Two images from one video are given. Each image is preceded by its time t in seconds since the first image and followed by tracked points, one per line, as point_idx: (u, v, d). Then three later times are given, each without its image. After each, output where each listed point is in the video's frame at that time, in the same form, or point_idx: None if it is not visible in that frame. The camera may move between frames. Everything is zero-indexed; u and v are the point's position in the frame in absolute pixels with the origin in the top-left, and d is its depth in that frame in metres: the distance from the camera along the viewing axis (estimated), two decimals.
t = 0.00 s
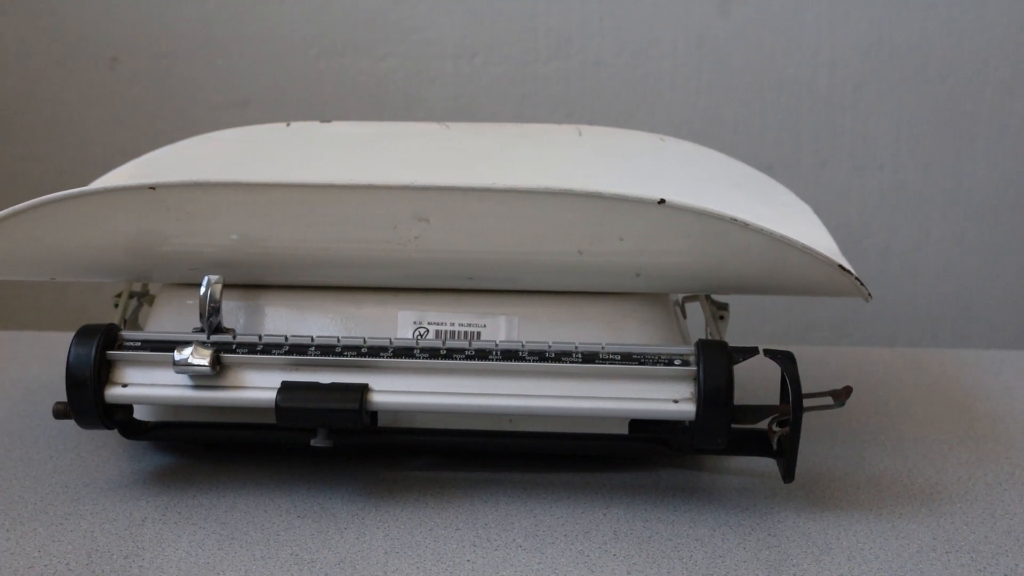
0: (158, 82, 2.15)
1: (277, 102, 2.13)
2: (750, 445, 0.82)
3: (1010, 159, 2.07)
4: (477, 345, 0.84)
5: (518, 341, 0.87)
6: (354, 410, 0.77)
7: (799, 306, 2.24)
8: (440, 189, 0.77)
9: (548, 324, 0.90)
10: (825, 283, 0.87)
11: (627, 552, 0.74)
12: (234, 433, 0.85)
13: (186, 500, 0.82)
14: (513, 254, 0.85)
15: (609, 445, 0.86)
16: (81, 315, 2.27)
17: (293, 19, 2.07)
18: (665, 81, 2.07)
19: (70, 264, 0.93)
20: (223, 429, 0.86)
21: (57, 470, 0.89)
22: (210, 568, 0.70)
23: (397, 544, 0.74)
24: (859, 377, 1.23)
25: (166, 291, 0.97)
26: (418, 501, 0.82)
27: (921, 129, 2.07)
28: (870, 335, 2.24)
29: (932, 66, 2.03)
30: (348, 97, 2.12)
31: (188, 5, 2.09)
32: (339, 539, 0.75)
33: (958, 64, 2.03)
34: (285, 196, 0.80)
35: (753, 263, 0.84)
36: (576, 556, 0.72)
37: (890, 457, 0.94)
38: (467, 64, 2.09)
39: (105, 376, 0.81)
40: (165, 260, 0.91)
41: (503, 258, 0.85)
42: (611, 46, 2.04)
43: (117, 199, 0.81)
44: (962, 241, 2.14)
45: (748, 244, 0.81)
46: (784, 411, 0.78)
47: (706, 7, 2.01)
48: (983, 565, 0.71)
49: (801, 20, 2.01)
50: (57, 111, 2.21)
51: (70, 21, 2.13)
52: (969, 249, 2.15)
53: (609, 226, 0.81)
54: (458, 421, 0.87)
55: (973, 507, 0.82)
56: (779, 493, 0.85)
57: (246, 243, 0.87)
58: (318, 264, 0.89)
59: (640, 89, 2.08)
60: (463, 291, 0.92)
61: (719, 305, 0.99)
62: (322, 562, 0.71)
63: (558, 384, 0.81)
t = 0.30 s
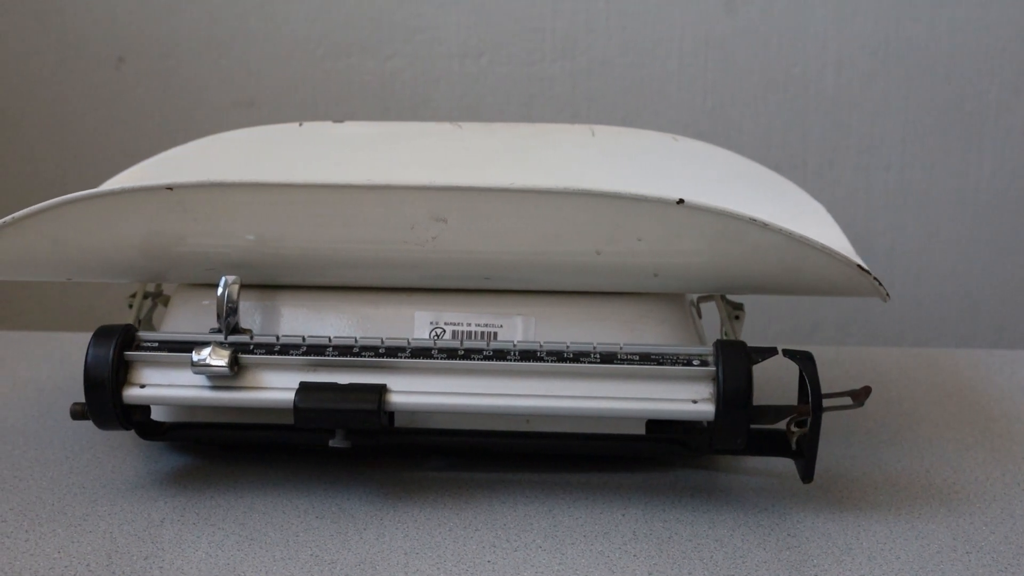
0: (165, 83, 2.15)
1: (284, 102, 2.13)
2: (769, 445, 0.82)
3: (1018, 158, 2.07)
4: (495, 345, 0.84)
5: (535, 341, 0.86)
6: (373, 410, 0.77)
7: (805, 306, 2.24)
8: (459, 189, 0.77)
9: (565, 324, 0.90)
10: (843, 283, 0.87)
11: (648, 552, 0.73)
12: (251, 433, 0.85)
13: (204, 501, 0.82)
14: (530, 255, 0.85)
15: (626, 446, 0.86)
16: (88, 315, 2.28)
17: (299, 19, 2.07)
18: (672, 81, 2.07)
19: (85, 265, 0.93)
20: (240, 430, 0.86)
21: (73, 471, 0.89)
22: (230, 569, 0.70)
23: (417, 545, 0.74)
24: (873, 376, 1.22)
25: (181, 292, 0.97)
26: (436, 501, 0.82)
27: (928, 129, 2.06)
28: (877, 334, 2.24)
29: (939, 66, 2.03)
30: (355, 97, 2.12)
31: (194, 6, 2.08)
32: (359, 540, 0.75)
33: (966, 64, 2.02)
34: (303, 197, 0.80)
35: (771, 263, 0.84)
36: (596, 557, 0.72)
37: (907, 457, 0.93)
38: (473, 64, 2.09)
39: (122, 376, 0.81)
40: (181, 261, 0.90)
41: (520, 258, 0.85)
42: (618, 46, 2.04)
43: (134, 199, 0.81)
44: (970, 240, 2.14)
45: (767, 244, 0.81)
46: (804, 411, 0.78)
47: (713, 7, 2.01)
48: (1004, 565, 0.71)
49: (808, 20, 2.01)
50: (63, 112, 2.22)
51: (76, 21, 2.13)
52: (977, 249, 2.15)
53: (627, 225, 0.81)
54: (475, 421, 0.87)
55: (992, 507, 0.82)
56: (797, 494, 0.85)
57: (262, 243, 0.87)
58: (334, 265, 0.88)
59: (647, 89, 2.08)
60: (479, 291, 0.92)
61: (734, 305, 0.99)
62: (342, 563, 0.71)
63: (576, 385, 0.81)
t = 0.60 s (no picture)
0: (177, 83, 2.15)
1: (295, 102, 2.13)
2: (796, 447, 0.82)
3: None
4: (521, 347, 0.84)
5: (561, 342, 0.86)
6: (401, 412, 0.77)
7: (818, 306, 2.23)
8: (487, 188, 0.77)
9: (590, 325, 0.90)
10: (870, 283, 0.86)
11: (678, 554, 0.73)
12: (277, 435, 0.86)
13: (231, 502, 0.82)
14: (557, 255, 0.84)
15: (652, 446, 0.85)
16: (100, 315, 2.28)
17: (310, 19, 2.07)
18: (684, 80, 2.06)
19: (109, 266, 0.93)
20: (265, 431, 0.86)
21: (98, 472, 0.89)
22: (260, 571, 0.70)
23: (445, 546, 0.74)
24: (895, 376, 1.22)
25: (205, 293, 0.97)
26: (462, 502, 0.82)
27: (943, 128, 2.05)
28: (890, 334, 2.23)
29: (954, 64, 2.02)
30: (366, 97, 2.12)
31: (205, 6, 2.09)
32: (387, 541, 0.75)
33: (981, 62, 2.01)
34: (330, 198, 0.80)
35: (798, 264, 0.84)
36: (626, 559, 0.72)
37: (933, 458, 0.93)
38: (484, 64, 2.08)
39: (150, 378, 0.81)
40: (205, 262, 0.90)
41: (547, 259, 0.85)
42: (629, 45, 2.04)
43: (161, 201, 0.81)
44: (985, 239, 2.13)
45: (794, 245, 0.81)
46: (833, 412, 0.78)
47: (725, 6, 2.00)
48: None
49: (821, 18, 2.00)
50: (75, 113, 2.22)
51: (88, 22, 2.14)
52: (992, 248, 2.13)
53: (655, 226, 0.80)
54: (500, 422, 0.87)
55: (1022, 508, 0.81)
56: (824, 495, 0.85)
57: (286, 244, 0.86)
58: (359, 266, 0.88)
59: (658, 88, 2.07)
60: (504, 292, 0.92)
61: (758, 306, 0.99)
62: (372, 565, 0.71)
63: (602, 385, 0.80)
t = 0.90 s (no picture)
0: (182, 84, 2.15)
1: (301, 103, 2.13)
2: (816, 446, 0.82)
3: None
4: (540, 347, 0.84)
5: (580, 343, 0.86)
6: (421, 413, 0.77)
7: (825, 305, 2.23)
8: (507, 188, 0.77)
9: (608, 325, 0.90)
10: (888, 283, 0.86)
11: (700, 555, 0.73)
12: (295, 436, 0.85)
13: (250, 504, 0.82)
14: (576, 255, 0.84)
15: (670, 446, 0.85)
16: (106, 316, 2.28)
17: (316, 20, 2.07)
18: (691, 80, 2.06)
19: (125, 267, 0.93)
20: (283, 432, 0.86)
21: (115, 474, 0.89)
22: (282, 572, 0.70)
23: (466, 547, 0.74)
24: (908, 376, 1.22)
25: (220, 294, 0.97)
26: (481, 503, 0.82)
27: (951, 127, 2.05)
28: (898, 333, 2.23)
29: (961, 64, 2.01)
30: (372, 98, 2.11)
31: (211, 6, 2.08)
32: (408, 542, 0.75)
33: (989, 60, 2.00)
34: (349, 199, 0.80)
35: (815, 264, 0.84)
36: (647, 560, 0.72)
37: (950, 459, 0.93)
38: (491, 64, 2.08)
39: (168, 379, 0.81)
40: (220, 263, 0.90)
41: (565, 260, 0.85)
42: (636, 44, 2.03)
43: (178, 201, 0.81)
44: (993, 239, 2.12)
45: (813, 245, 0.81)
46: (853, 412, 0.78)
47: (732, 5, 1.99)
48: None
49: (828, 17, 2.00)
50: (80, 113, 2.22)
51: (93, 22, 2.13)
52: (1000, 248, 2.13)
53: (674, 226, 0.80)
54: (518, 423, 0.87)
55: None
56: (843, 495, 0.85)
57: (303, 245, 0.86)
58: (376, 267, 0.88)
59: (665, 87, 2.07)
60: (522, 293, 0.92)
61: (774, 305, 0.98)
62: (394, 566, 0.70)
63: (622, 385, 0.80)
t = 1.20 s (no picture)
0: (194, 85, 2.15)
1: (312, 103, 2.13)
2: (844, 448, 0.81)
3: None
4: (566, 348, 0.83)
5: (606, 345, 0.86)
6: (447, 415, 0.77)
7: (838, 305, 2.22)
8: (534, 189, 0.77)
9: (633, 327, 0.89)
10: (916, 284, 0.86)
11: (729, 557, 0.73)
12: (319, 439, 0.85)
13: (275, 507, 0.82)
14: (602, 257, 0.84)
15: (696, 448, 0.85)
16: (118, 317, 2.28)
17: (327, 21, 2.06)
18: (703, 79, 2.05)
19: (148, 270, 0.93)
20: (310, 435, 0.86)
21: (140, 476, 0.88)
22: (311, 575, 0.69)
23: (494, 549, 0.74)
24: (930, 377, 1.21)
25: (243, 296, 0.97)
26: (508, 506, 0.82)
27: (965, 126, 2.03)
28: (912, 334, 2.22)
29: (976, 63, 2.00)
30: (383, 98, 2.11)
31: (222, 7, 2.09)
32: (435, 544, 0.75)
33: (1005, 59, 1.99)
34: (375, 201, 0.80)
35: (839, 266, 0.84)
36: (677, 562, 0.72)
37: (977, 461, 0.92)
38: (502, 64, 2.08)
39: (194, 381, 0.81)
40: (243, 265, 0.90)
41: (590, 261, 0.85)
42: (647, 44, 2.03)
43: (205, 204, 0.82)
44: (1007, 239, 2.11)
45: (840, 246, 0.81)
46: (882, 414, 0.77)
47: (743, 5, 1.99)
48: None
49: (840, 17, 1.99)
50: (91, 114, 2.22)
51: (104, 23, 2.14)
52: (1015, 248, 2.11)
53: (701, 227, 0.80)
54: (543, 425, 0.87)
55: None
56: (870, 497, 0.84)
57: (325, 247, 0.86)
58: (400, 269, 0.88)
59: (677, 87, 2.06)
60: (546, 295, 0.92)
61: (797, 307, 0.98)
62: (422, 569, 0.70)
63: (649, 387, 0.80)
